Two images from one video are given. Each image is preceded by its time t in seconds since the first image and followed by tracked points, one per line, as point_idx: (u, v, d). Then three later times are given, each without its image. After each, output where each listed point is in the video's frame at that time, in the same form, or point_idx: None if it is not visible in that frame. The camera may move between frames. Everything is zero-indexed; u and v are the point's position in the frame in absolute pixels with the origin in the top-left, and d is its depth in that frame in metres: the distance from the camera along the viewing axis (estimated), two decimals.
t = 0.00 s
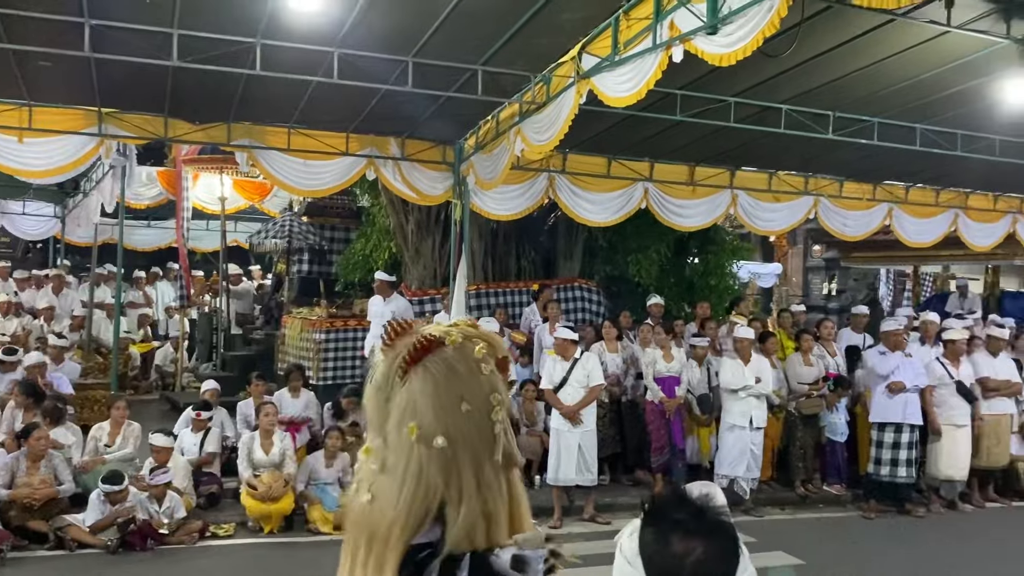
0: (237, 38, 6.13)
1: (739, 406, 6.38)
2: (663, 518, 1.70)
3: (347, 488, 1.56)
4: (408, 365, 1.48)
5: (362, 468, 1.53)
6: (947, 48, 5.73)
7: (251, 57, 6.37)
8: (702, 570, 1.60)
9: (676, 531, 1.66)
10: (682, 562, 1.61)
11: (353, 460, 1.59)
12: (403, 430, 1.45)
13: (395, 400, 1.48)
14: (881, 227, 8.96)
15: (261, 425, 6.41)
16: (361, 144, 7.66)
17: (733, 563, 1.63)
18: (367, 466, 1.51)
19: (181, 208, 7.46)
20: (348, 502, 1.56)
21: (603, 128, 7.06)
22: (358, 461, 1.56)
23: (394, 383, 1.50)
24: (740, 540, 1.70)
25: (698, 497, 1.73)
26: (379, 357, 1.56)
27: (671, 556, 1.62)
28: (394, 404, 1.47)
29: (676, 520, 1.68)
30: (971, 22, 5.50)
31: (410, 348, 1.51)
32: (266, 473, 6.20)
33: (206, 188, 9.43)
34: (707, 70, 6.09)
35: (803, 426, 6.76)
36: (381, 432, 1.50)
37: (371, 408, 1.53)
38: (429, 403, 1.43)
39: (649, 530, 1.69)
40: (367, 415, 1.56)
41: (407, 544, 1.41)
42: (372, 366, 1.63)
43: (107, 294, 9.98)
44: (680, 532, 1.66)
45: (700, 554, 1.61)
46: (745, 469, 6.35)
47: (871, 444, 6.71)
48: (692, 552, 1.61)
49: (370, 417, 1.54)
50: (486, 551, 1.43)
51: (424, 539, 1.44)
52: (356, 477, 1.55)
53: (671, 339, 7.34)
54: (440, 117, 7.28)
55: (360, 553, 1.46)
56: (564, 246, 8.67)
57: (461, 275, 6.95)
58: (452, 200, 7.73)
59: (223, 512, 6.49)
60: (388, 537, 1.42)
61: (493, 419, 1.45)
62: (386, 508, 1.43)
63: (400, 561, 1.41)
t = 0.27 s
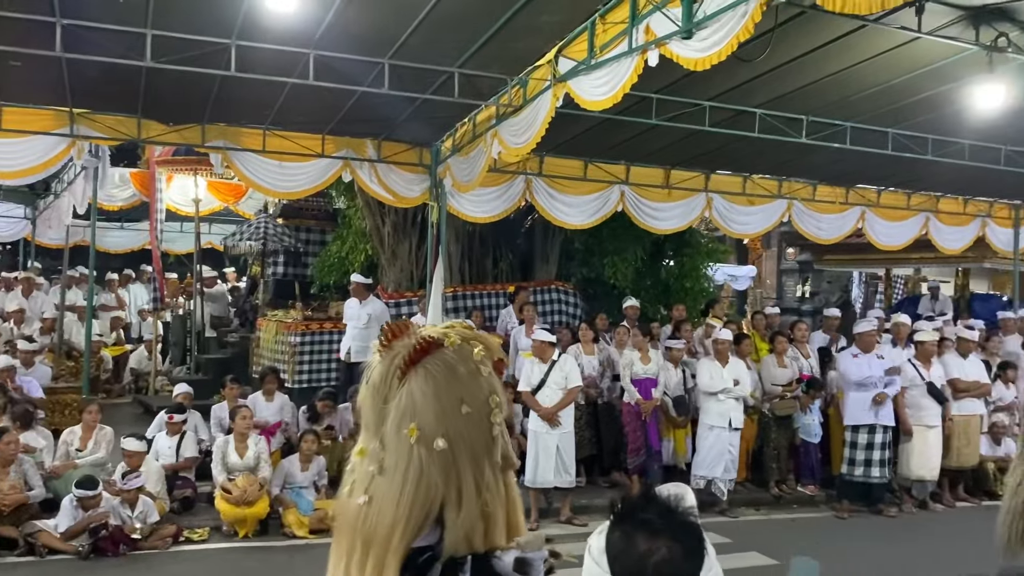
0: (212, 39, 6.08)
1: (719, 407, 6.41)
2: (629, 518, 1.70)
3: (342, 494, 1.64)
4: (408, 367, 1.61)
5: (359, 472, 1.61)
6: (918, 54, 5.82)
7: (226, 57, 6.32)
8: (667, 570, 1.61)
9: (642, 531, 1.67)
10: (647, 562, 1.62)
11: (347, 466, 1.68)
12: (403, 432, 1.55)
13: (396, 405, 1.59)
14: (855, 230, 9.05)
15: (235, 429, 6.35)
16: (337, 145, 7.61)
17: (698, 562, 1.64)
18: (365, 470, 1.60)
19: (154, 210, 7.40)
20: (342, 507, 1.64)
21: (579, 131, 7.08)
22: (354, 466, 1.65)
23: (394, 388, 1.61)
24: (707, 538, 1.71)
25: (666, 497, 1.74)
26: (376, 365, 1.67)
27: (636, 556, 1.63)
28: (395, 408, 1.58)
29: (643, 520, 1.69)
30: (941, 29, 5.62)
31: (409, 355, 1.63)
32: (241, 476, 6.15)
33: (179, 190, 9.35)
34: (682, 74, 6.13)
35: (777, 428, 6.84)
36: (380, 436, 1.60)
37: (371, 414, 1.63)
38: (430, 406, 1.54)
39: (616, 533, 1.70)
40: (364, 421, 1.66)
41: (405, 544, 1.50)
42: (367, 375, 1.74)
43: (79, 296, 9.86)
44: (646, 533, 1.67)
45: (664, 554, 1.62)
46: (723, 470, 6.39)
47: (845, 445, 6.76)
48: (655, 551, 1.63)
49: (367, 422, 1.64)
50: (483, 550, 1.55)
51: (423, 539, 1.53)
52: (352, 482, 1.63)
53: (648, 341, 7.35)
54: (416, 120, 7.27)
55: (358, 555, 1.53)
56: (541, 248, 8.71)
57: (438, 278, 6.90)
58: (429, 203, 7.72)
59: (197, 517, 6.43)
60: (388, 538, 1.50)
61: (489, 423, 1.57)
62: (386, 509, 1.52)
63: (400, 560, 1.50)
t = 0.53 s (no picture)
0: (186, 39, 6.02)
1: (697, 408, 6.43)
2: (599, 520, 1.72)
3: (338, 494, 1.83)
4: (411, 375, 1.82)
5: (357, 474, 1.81)
6: (891, 60, 5.88)
7: (201, 58, 6.26)
8: (637, 570, 1.64)
9: (612, 533, 1.69)
10: (617, 564, 1.64)
11: (340, 468, 1.86)
12: (404, 437, 1.76)
13: (396, 412, 1.79)
14: (829, 232, 9.14)
15: (210, 433, 6.27)
16: (313, 146, 7.56)
17: (668, 563, 1.66)
18: (363, 472, 1.80)
19: (128, 211, 7.31)
20: (337, 506, 1.82)
21: (558, 133, 7.09)
22: (349, 467, 1.84)
23: (393, 397, 1.81)
24: (676, 536, 1.73)
25: (638, 497, 1.76)
26: (374, 375, 1.87)
27: (607, 558, 1.65)
28: (396, 414, 1.79)
29: (614, 522, 1.70)
30: (914, 34, 5.73)
31: (406, 366, 1.83)
32: (216, 480, 6.08)
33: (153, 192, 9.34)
34: (659, 78, 6.15)
35: (752, 429, 6.88)
36: (378, 441, 1.80)
37: (367, 420, 1.83)
38: (431, 414, 1.77)
39: (587, 534, 1.72)
40: (358, 427, 1.85)
41: (405, 538, 1.71)
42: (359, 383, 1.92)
43: (50, 299, 9.72)
44: (616, 533, 1.68)
45: (633, 555, 1.65)
46: (700, 472, 6.42)
47: (820, 446, 6.81)
48: (625, 553, 1.64)
49: (363, 428, 1.83)
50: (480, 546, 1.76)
51: (422, 535, 1.75)
52: (348, 483, 1.82)
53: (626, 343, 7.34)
54: (394, 121, 7.24)
55: (359, 549, 1.73)
56: (519, 250, 8.72)
57: (415, 280, 6.93)
58: (406, 205, 7.70)
59: (171, 521, 6.34)
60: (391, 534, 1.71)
61: (480, 430, 1.81)
62: (388, 508, 1.73)
63: (400, 553, 1.70)
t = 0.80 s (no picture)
0: (161, 39, 5.96)
1: (674, 409, 6.46)
2: (574, 519, 1.72)
3: (349, 496, 1.73)
4: (427, 376, 1.75)
5: (372, 475, 1.72)
6: (866, 64, 5.93)
7: (177, 58, 6.20)
8: (611, 571, 1.62)
9: (586, 532, 1.68)
10: (591, 563, 1.63)
11: (347, 469, 1.76)
12: (425, 438, 1.71)
13: (416, 413, 1.72)
14: (805, 235, 9.23)
15: (185, 436, 6.20)
16: (290, 148, 7.56)
17: (642, 561, 1.65)
18: (379, 473, 1.72)
19: (102, 212, 7.23)
20: (347, 509, 1.73)
21: (537, 135, 7.09)
22: (358, 469, 1.74)
23: (411, 397, 1.73)
24: (650, 537, 1.72)
25: (612, 497, 1.77)
26: (385, 375, 1.77)
27: (581, 557, 1.64)
28: (416, 416, 1.72)
29: (590, 522, 1.70)
30: (887, 39, 5.74)
31: (425, 365, 1.76)
32: (191, 484, 6.02)
33: (129, 194, 9.35)
34: (636, 81, 6.16)
35: (728, 430, 6.92)
36: (395, 441, 1.72)
37: (382, 419, 1.74)
38: (452, 415, 1.72)
39: (562, 534, 1.71)
40: (369, 425, 1.75)
41: (430, 542, 1.68)
42: (366, 381, 1.82)
43: (23, 301, 9.59)
44: (590, 533, 1.68)
45: (607, 554, 1.64)
46: (678, 472, 6.45)
47: (796, 447, 6.86)
48: (599, 551, 1.63)
49: (377, 427, 1.74)
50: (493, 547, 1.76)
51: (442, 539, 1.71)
52: (361, 484, 1.73)
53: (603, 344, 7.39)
54: (372, 123, 7.21)
55: (381, 553, 1.67)
56: (497, 252, 8.76)
57: (393, 281, 6.84)
58: (384, 207, 7.69)
59: (145, 526, 6.27)
60: (417, 537, 1.67)
61: (495, 431, 1.80)
62: (412, 511, 1.68)
63: (425, 558, 1.67)
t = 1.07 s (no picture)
0: (137, 39, 5.87)
1: (653, 410, 6.44)
2: (548, 520, 1.70)
3: (346, 507, 1.63)
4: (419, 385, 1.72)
5: (370, 484, 1.64)
6: (842, 67, 5.95)
7: (152, 58, 6.11)
8: (582, 571, 1.60)
9: (559, 533, 1.66)
10: (564, 562, 1.60)
11: (339, 479, 1.66)
12: (421, 446, 1.68)
13: (410, 421, 1.69)
14: (782, 238, 9.32)
15: (160, 439, 6.13)
16: (268, 149, 7.50)
17: (614, 562, 1.63)
18: (376, 483, 1.65)
19: (76, 214, 7.14)
20: (343, 520, 1.63)
21: (516, 137, 7.08)
22: (351, 480, 1.65)
23: (403, 406, 1.70)
24: (623, 537, 1.71)
25: (587, 497, 1.77)
26: (376, 385, 1.71)
27: (553, 558, 1.61)
28: (410, 423, 1.69)
29: (563, 522, 1.68)
30: (863, 44, 5.75)
31: (418, 371, 1.74)
32: (167, 488, 5.96)
33: (104, 195, 9.37)
34: (615, 84, 6.15)
35: (707, 432, 6.92)
36: (390, 449, 1.67)
37: (376, 426, 1.68)
38: (443, 423, 1.72)
39: (535, 534, 1.69)
40: (362, 434, 1.68)
41: (439, 551, 1.63)
42: (349, 390, 1.75)
43: None
44: (563, 533, 1.66)
45: (579, 554, 1.61)
46: (656, 474, 6.39)
47: (773, 448, 6.90)
48: (572, 550, 1.61)
49: (371, 434, 1.68)
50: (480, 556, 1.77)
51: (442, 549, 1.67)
52: (358, 495, 1.64)
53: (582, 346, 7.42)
54: (350, 124, 7.17)
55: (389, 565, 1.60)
56: (477, 255, 8.82)
57: (372, 283, 6.82)
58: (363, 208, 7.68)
59: (120, 531, 6.19)
60: (425, 546, 1.62)
61: (469, 441, 1.83)
62: (418, 520, 1.64)
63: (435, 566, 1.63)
